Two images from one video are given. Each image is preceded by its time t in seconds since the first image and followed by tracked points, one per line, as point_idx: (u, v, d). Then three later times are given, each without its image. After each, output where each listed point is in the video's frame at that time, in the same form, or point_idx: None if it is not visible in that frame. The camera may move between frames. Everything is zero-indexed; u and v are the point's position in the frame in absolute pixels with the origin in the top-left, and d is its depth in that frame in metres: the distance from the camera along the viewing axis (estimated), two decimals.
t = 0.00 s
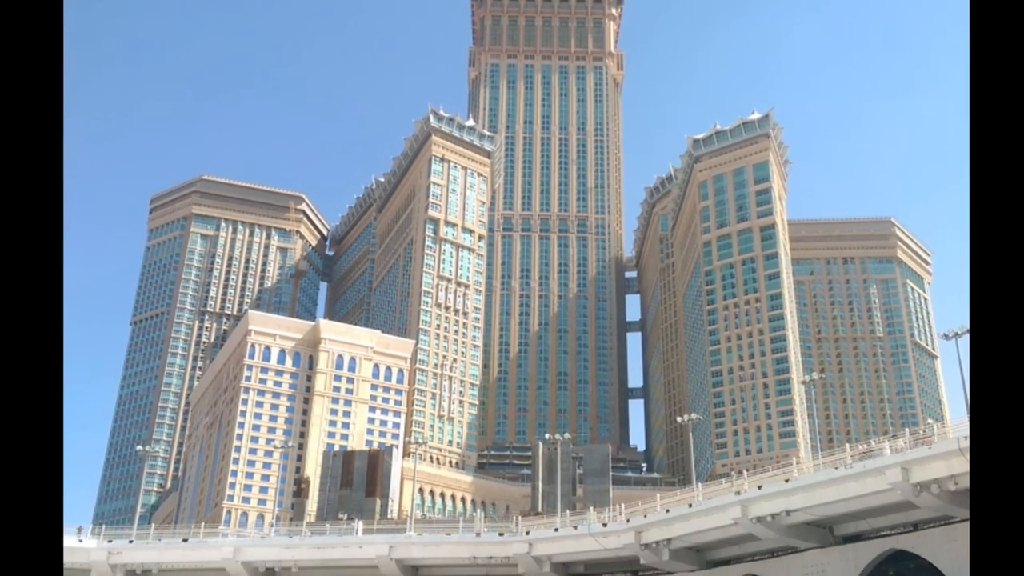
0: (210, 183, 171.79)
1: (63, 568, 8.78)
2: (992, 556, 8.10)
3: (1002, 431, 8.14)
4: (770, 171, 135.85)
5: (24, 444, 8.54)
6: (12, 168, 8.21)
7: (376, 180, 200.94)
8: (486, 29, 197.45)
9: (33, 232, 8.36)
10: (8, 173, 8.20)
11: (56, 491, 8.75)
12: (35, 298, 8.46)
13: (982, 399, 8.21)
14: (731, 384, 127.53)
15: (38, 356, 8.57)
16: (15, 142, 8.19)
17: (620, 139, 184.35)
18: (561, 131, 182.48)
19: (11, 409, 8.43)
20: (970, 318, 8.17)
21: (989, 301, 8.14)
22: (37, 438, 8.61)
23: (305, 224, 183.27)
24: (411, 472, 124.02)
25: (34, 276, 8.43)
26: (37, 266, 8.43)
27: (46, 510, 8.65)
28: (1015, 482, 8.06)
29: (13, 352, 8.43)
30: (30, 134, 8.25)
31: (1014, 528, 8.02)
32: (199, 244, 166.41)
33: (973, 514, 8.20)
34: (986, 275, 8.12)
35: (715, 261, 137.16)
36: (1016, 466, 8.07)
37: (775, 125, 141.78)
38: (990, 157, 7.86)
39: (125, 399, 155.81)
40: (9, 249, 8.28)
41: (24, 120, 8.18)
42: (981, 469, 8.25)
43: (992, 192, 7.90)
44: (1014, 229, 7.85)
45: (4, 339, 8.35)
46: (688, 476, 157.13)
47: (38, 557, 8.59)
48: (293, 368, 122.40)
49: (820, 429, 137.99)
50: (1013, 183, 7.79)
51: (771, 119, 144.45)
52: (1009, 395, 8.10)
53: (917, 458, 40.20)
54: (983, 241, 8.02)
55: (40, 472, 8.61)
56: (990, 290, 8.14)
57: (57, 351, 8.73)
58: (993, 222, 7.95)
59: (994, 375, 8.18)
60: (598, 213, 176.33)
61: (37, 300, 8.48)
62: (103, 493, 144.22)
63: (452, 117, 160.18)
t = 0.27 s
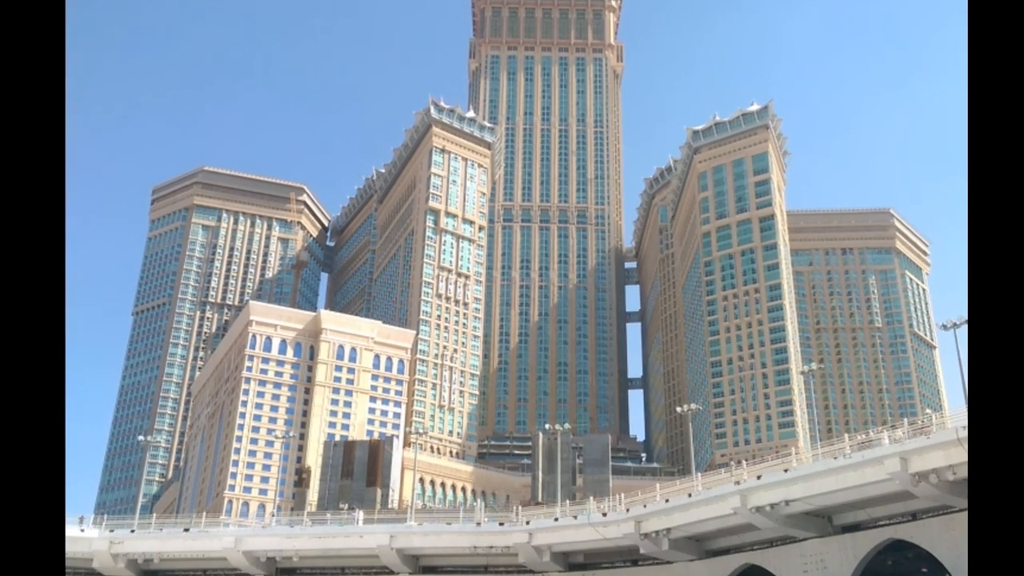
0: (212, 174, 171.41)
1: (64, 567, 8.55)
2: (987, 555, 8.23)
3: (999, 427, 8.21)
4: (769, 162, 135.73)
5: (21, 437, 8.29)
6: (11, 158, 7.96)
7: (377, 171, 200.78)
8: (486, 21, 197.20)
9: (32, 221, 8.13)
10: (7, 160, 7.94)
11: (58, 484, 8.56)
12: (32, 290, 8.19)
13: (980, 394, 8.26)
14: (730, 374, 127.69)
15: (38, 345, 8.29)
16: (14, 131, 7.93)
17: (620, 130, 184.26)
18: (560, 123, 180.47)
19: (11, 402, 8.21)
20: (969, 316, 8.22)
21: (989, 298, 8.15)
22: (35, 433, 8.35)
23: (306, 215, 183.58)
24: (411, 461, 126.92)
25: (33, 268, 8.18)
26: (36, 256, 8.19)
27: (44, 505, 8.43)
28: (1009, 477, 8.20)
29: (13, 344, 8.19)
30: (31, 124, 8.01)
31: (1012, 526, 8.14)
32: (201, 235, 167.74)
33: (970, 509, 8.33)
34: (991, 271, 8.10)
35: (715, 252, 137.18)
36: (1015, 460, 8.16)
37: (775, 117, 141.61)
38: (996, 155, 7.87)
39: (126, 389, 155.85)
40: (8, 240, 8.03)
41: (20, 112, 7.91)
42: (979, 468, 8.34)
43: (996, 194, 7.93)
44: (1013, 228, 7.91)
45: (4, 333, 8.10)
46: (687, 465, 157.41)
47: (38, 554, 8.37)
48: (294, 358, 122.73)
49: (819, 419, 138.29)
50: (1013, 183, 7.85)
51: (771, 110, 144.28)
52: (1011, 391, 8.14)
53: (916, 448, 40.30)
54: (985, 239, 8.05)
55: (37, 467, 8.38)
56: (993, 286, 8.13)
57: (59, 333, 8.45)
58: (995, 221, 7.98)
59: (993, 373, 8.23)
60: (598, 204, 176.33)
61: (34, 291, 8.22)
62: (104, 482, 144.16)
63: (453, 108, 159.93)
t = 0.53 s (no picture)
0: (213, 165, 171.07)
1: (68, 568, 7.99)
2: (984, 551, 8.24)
3: (996, 422, 8.20)
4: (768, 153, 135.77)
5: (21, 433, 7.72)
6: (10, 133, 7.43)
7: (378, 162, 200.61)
8: (486, 12, 196.91)
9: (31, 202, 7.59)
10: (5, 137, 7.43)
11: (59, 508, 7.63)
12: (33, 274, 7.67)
13: (978, 385, 8.26)
14: (729, 364, 127.99)
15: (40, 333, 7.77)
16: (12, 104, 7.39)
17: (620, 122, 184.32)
18: (561, 113, 181.71)
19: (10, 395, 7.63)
20: (966, 310, 8.23)
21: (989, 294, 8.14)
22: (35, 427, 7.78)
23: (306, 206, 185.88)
24: (411, 452, 126.52)
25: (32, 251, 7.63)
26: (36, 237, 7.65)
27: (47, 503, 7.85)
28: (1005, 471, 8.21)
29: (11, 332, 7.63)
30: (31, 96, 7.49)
31: (1013, 525, 8.14)
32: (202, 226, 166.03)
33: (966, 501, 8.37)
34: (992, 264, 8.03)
35: (714, 243, 137.32)
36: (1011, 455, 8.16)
37: (774, 108, 141.49)
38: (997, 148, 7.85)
39: (128, 380, 156.00)
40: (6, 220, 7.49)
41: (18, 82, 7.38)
42: (979, 462, 8.33)
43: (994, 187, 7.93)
44: (1016, 205, 7.86)
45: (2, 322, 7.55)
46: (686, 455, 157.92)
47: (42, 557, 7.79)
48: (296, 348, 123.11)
49: (818, 409, 138.73)
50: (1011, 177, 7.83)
51: (770, 102, 144.16)
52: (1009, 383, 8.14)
53: (915, 438, 40.44)
54: (988, 214, 7.98)
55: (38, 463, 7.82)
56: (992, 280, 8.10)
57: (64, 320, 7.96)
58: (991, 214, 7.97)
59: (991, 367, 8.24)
60: (597, 195, 176.32)
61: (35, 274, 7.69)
62: (105, 472, 144.25)
63: (453, 100, 159.67)
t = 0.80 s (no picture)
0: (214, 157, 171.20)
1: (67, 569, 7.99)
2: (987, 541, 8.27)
3: (997, 412, 8.23)
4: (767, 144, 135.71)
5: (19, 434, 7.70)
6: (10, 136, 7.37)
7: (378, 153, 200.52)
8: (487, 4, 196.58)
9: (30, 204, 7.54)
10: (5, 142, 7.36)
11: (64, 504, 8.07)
12: (32, 277, 7.63)
13: (980, 373, 8.31)
14: (728, 355, 128.16)
15: (39, 335, 7.73)
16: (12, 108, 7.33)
17: (619, 113, 184.39)
18: (560, 105, 181.73)
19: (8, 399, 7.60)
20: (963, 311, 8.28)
21: (993, 283, 8.11)
22: (33, 429, 7.77)
23: (308, 197, 184.91)
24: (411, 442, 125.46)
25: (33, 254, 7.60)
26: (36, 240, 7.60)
27: (42, 504, 7.82)
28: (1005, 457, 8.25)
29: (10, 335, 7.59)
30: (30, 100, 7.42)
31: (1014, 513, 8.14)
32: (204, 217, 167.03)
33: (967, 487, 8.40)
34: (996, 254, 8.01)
35: (713, 233, 137.40)
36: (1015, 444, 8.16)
37: (773, 100, 141.33)
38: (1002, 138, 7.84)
39: (130, 370, 156.42)
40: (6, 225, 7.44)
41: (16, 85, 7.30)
42: (977, 455, 8.40)
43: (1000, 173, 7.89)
44: (1016, 200, 7.89)
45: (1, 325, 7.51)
46: (686, 445, 158.26)
47: (40, 560, 7.78)
48: (296, 339, 123.36)
49: (817, 399, 139.09)
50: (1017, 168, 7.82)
51: (769, 93, 144.02)
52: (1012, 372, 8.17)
53: (913, 428, 40.56)
54: (986, 210, 8.03)
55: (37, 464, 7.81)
56: (996, 268, 8.06)
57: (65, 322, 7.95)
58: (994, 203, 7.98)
59: (993, 354, 8.24)
60: (597, 186, 176.15)
61: (33, 277, 7.64)
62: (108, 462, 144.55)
63: (454, 91, 159.37)
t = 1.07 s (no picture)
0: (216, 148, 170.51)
1: (72, 570, 6.93)
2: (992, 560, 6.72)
3: (993, 400, 6.79)
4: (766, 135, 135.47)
5: (24, 410, 6.73)
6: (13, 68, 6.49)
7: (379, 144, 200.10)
8: None
9: (36, 145, 6.65)
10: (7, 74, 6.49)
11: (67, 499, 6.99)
12: (38, 229, 6.69)
13: (974, 361, 6.85)
14: (727, 345, 128.35)
15: (46, 296, 6.80)
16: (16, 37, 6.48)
17: (619, 105, 184.26)
18: (560, 96, 181.60)
19: (11, 375, 6.67)
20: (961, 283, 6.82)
21: (992, 249, 6.69)
22: (37, 404, 6.77)
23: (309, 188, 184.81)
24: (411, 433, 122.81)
25: (37, 203, 6.69)
26: (40, 188, 6.70)
27: (49, 492, 6.84)
28: (1003, 457, 6.77)
29: (14, 295, 6.65)
30: (38, 29, 6.57)
31: (1015, 531, 6.65)
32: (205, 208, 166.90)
33: (963, 488, 6.91)
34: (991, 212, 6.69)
35: (712, 224, 137.52)
36: (1021, 447, 6.69)
37: (772, 91, 141.07)
38: (1002, 80, 6.47)
39: (131, 360, 156.58)
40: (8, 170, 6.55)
41: (29, 14, 6.49)
42: (975, 463, 6.88)
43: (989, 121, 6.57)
44: (1019, 157, 6.55)
45: (3, 285, 6.58)
46: (685, 435, 158.72)
47: (45, 559, 6.76)
48: (297, 330, 123.72)
49: (815, 389, 139.42)
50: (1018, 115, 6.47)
51: (768, 84, 143.78)
52: (1016, 361, 6.72)
53: (911, 419, 40.72)
54: (986, 168, 6.67)
55: (41, 448, 6.80)
56: (989, 230, 6.70)
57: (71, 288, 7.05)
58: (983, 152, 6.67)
59: (989, 331, 6.79)
60: (597, 177, 176.07)
61: (37, 231, 6.70)
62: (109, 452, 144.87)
63: (454, 83, 159.06)
